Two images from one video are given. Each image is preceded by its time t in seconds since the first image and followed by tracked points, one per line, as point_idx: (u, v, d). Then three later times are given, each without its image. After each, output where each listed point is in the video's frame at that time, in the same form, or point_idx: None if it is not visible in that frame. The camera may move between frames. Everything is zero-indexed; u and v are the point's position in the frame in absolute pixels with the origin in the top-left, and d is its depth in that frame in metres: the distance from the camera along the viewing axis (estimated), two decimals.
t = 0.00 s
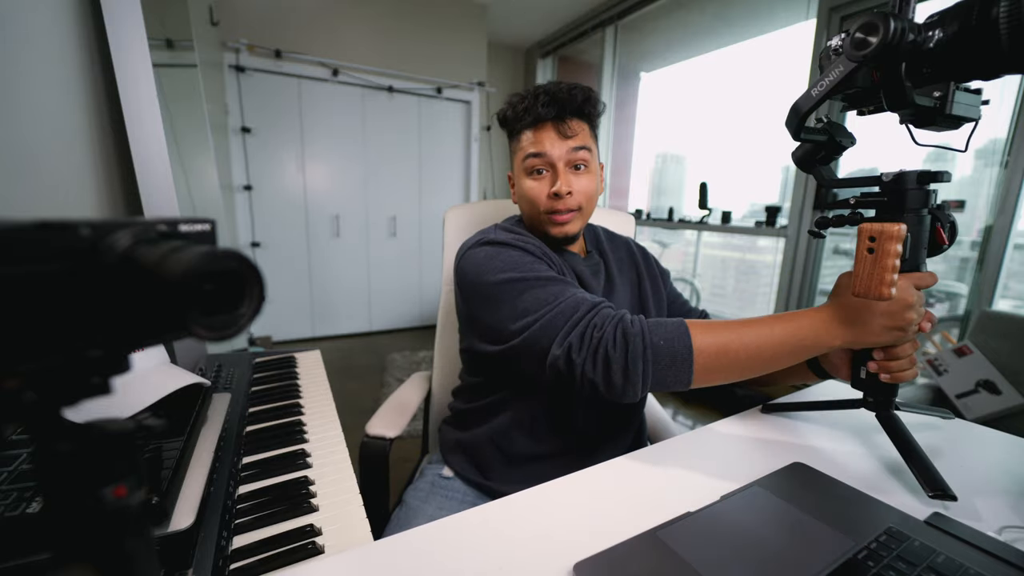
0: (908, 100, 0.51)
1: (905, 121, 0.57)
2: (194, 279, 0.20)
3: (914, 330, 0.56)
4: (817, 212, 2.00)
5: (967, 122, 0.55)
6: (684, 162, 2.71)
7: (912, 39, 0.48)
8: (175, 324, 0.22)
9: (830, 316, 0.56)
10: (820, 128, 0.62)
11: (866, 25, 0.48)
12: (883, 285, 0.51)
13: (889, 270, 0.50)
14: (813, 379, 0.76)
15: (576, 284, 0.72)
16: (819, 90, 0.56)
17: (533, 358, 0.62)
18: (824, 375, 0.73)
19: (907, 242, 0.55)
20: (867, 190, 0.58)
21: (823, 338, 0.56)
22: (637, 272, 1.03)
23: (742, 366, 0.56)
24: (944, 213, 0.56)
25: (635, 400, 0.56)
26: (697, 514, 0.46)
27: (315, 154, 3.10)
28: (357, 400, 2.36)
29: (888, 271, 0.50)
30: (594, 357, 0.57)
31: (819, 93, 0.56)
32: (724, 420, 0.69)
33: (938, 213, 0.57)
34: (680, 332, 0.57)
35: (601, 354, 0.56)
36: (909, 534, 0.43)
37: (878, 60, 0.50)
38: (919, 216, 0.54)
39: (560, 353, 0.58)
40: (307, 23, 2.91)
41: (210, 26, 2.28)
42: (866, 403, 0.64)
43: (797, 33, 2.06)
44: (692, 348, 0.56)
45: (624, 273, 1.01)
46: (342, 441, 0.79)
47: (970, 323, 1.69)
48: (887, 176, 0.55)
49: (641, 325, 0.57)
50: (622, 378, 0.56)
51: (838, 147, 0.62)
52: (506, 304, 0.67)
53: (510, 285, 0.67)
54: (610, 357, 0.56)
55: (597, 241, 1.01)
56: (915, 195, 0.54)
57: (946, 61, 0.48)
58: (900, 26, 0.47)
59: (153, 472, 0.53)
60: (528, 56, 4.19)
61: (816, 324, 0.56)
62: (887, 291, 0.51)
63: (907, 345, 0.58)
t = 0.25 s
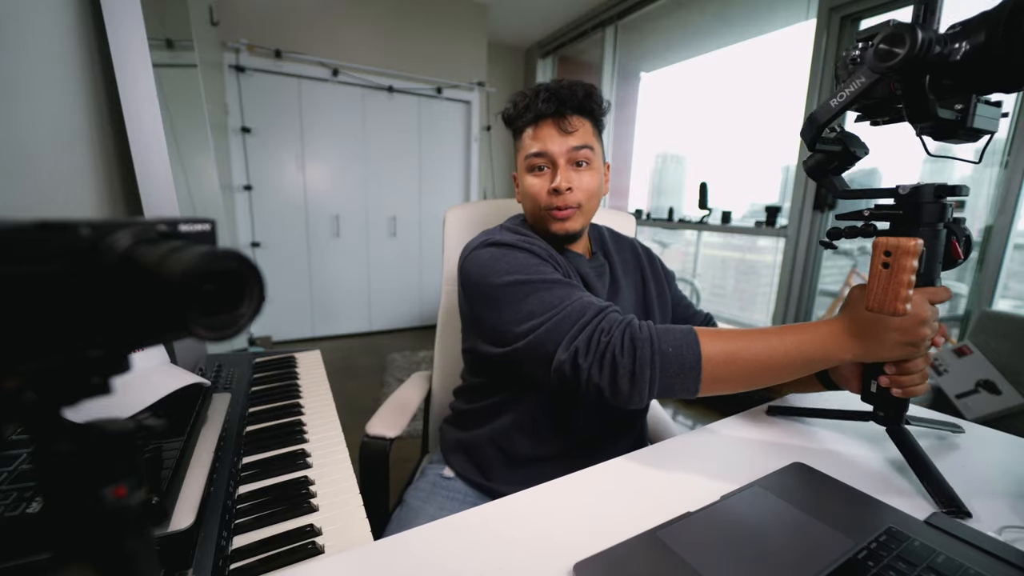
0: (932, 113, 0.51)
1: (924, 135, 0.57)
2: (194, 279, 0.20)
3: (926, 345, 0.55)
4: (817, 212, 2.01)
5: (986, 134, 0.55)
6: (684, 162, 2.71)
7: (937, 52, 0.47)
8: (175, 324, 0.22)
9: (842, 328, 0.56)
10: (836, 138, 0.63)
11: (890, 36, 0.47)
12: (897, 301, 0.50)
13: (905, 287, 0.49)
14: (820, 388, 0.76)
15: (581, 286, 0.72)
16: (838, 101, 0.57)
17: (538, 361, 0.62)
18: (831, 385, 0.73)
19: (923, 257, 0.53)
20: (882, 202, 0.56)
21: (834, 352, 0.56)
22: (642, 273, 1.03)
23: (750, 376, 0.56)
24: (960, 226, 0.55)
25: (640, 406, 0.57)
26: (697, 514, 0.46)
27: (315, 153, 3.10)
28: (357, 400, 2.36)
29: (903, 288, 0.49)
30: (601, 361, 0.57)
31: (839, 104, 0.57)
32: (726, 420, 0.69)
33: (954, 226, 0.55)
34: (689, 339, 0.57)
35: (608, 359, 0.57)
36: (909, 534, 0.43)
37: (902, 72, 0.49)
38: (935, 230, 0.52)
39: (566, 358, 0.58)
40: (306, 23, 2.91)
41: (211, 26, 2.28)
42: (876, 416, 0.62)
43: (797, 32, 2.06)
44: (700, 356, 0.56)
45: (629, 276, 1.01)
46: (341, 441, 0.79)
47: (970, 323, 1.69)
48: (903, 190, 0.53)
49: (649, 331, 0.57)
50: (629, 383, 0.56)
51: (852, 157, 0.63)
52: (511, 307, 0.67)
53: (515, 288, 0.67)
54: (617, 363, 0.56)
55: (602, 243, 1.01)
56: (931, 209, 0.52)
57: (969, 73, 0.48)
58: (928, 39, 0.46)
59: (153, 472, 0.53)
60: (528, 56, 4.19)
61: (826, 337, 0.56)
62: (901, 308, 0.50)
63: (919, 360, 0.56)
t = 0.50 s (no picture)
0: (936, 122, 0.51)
1: (928, 144, 0.57)
2: (194, 279, 0.20)
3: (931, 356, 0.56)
4: (817, 212, 2.01)
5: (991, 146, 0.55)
6: (684, 162, 2.71)
7: (944, 62, 0.48)
8: (175, 324, 0.22)
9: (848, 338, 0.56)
10: (840, 147, 0.63)
11: (897, 46, 0.48)
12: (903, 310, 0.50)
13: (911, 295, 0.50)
14: (823, 396, 0.75)
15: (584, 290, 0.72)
16: (844, 111, 0.58)
17: (541, 366, 0.62)
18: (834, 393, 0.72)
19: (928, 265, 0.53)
20: (887, 211, 0.56)
21: (836, 360, 0.56)
22: (646, 274, 1.03)
23: (752, 384, 0.56)
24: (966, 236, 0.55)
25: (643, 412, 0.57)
26: (697, 514, 0.46)
27: (315, 153, 3.10)
28: (357, 400, 2.36)
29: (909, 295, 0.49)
30: (604, 367, 0.57)
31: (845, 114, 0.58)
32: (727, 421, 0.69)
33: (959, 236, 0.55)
34: (693, 346, 0.57)
35: (612, 365, 0.57)
36: (909, 534, 0.43)
37: (909, 82, 0.49)
38: (940, 239, 0.52)
39: (569, 363, 0.58)
40: (306, 22, 2.91)
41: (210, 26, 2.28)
42: (881, 425, 0.61)
43: (797, 32, 2.06)
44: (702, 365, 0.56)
45: (632, 278, 1.01)
46: (341, 441, 0.79)
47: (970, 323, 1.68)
48: (907, 199, 0.53)
49: (653, 338, 0.57)
50: (631, 390, 0.56)
51: (855, 166, 0.63)
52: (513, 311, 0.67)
53: (518, 292, 0.67)
54: (620, 369, 0.56)
55: (606, 245, 1.01)
56: (935, 219, 0.52)
57: (972, 84, 0.48)
58: (936, 49, 0.47)
59: (153, 472, 0.53)
60: (528, 56, 4.19)
61: (828, 346, 0.56)
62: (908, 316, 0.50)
63: (924, 369, 0.56)
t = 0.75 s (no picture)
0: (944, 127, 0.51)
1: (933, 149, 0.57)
2: (194, 279, 0.20)
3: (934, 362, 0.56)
4: (817, 212, 2.01)
5: (996, 152, 0.55)
6: (684, 162, 2.71)
7: (952, 67, 0.48)
8: (174, 324, 0.22)
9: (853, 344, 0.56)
10: (843, 153, 0.63)
11: (906, 53, 0.48)
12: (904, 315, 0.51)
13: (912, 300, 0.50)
14: (824, 399, 0.75)
15: (585, 291, 0.72)
16: (850, 116, 0.58)
17: (541, 367, 0.62)
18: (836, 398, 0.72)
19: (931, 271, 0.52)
20: (890, 217, 0.56)
21: (836, 365, 0.56)
22: (646, 275, 1.03)
23: (754, 387, 0.56)
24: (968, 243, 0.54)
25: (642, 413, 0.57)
26: (698, 514, 0.46)
27: (315, 153, 3.10)
28: (357, 400, 2.35)
29: (910, 300, 0.50)
30: (604, 369, 0.57)
31: (851, 119, 0.58)
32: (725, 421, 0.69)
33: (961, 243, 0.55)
34: (694, 348, 0.57)
35: (612, 366, 0.57)
36: (909, 534, 0.43)
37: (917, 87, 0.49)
38: (943, 246, 0.52)
39: (569, 364, 0.58)
40: (306, 22, 2.91)
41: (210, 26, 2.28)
42: (882, 430, 0.60)
43: (797, 32, 2.06)
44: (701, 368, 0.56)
45: (632, 278, 1.01)
46: (341, 441, 0.79)
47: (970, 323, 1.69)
48: (912, 206, 0.52)
49: (653, 339, 0.57)
50: (631, 392, 0.56)
51: (859, 171, 0.63)
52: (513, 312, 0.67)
53: (518, 293, 0.67)
54: (620, 370, 0.56)
55: (606, 245, 1.01)
56: (939, 225, 0.51)
57: (978, 91, 0.48)
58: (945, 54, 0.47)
59: (153, 472, 0.53)
60: (528, 56, 4.19)
61: (830, 349, 0.56)
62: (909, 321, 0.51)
63: (925, 375, 0.56)
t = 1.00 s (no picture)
0: (949, 130, 0.52)
1: (937, 151, 0.57)
2: (194, 279, 0.20)
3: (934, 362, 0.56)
4: (817, 212, 2.01)
5: (999, 154, 0.55)
6: (684, 162, 2.71)
7: (958, 70, 0.48)
8: (175, 324, 0.22)
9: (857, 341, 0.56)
10: (847, 154, 0.63)
11: (911, 56, 0.48)
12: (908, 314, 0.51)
13: (913, 300, 0.50)
14: (824, 400, 0.75)
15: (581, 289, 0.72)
16: (855, 118, 0.58)
17: (539, 364, 0.62)
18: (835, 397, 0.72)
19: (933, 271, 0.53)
20: (892, 218, 0.56)
21: (837, 365, 0.56)
22: (644, 274, 1.03)
23: (751, 383, 0.56)
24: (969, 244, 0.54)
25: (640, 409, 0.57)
26: (697, 515, 0.46)
27: (315, 153, 3.10)
28: (357, 400, 2.35)
29: (913, 301, 0.50)
30: (601, 364, 0.57)
31: (856, 121, 0.58)
32: (724, 421, 0.69)
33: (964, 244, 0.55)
34: (690, 343, 0.57)
35: (609, 360, 0.57)
36: (909, 534, 0.43)
37: (922, 90, 0.49)
38: (946, 247, 0.52)
39: (566, 359, 0.58)
40: (306, 22, 2.91)
41: (210, 26, 2.28)
42: (881, 431, 0.61)
43: (797, 32, 2.06)
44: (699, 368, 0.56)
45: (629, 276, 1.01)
46: (341, 441, 0.79)
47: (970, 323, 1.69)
48: (914, 206, 0.52)
49: (650, 333, 0.57)
50: (628, 386, 0.56)
51: (861, 173, 0.63)
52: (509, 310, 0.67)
53: (514, 291, 0.67)
54: (617, 363, 0.56)
55: (603, 243, 1.01)
56: (941, 226, 0.51)
57: (982, 94, 0.49)
58: (950, 57, 0.47)
59: (153, 472, 0.53)
60: (528, 56, 4.19)
61: (830, 348, 0.56)
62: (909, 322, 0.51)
63: (925, 375, 0.56)
